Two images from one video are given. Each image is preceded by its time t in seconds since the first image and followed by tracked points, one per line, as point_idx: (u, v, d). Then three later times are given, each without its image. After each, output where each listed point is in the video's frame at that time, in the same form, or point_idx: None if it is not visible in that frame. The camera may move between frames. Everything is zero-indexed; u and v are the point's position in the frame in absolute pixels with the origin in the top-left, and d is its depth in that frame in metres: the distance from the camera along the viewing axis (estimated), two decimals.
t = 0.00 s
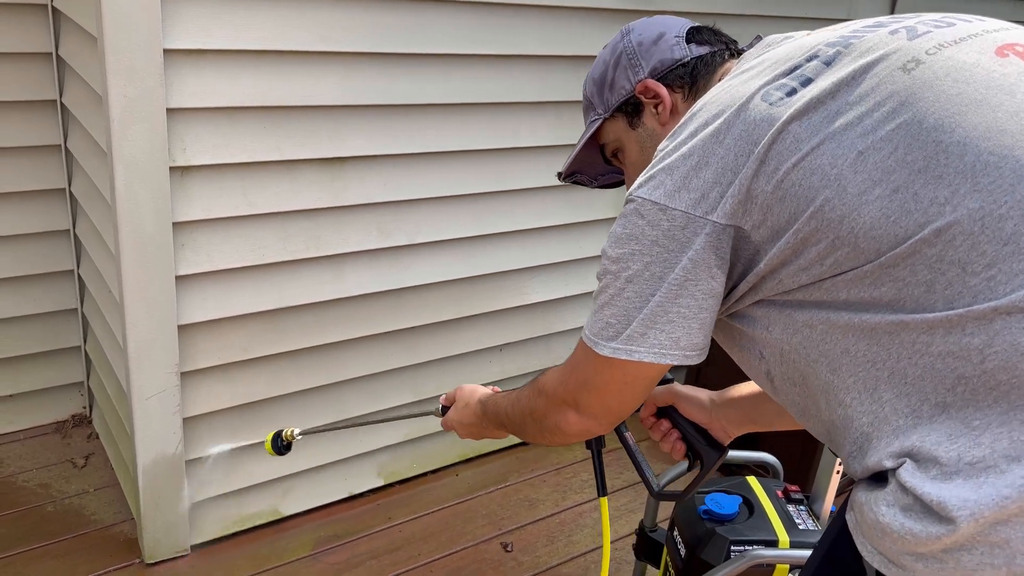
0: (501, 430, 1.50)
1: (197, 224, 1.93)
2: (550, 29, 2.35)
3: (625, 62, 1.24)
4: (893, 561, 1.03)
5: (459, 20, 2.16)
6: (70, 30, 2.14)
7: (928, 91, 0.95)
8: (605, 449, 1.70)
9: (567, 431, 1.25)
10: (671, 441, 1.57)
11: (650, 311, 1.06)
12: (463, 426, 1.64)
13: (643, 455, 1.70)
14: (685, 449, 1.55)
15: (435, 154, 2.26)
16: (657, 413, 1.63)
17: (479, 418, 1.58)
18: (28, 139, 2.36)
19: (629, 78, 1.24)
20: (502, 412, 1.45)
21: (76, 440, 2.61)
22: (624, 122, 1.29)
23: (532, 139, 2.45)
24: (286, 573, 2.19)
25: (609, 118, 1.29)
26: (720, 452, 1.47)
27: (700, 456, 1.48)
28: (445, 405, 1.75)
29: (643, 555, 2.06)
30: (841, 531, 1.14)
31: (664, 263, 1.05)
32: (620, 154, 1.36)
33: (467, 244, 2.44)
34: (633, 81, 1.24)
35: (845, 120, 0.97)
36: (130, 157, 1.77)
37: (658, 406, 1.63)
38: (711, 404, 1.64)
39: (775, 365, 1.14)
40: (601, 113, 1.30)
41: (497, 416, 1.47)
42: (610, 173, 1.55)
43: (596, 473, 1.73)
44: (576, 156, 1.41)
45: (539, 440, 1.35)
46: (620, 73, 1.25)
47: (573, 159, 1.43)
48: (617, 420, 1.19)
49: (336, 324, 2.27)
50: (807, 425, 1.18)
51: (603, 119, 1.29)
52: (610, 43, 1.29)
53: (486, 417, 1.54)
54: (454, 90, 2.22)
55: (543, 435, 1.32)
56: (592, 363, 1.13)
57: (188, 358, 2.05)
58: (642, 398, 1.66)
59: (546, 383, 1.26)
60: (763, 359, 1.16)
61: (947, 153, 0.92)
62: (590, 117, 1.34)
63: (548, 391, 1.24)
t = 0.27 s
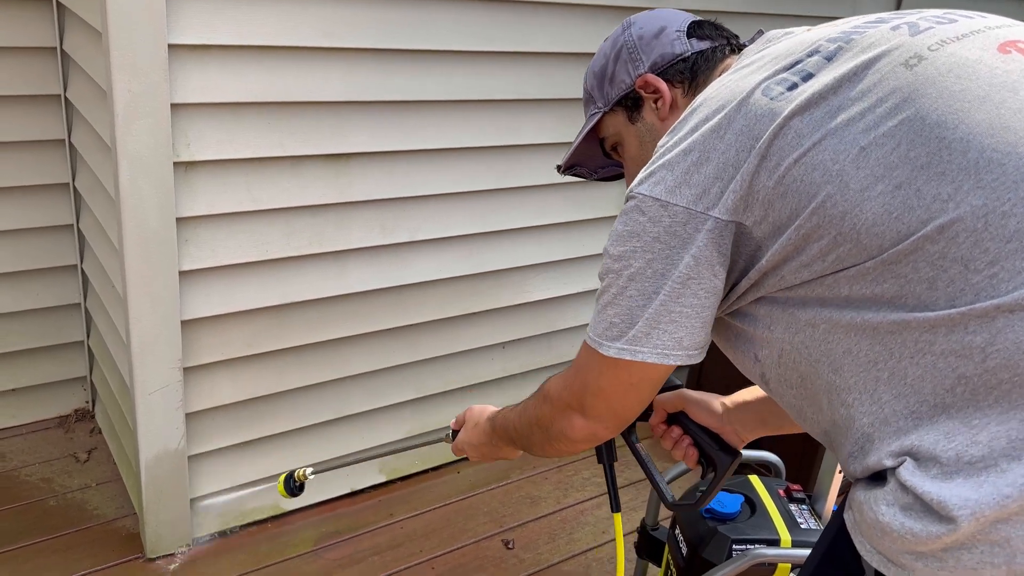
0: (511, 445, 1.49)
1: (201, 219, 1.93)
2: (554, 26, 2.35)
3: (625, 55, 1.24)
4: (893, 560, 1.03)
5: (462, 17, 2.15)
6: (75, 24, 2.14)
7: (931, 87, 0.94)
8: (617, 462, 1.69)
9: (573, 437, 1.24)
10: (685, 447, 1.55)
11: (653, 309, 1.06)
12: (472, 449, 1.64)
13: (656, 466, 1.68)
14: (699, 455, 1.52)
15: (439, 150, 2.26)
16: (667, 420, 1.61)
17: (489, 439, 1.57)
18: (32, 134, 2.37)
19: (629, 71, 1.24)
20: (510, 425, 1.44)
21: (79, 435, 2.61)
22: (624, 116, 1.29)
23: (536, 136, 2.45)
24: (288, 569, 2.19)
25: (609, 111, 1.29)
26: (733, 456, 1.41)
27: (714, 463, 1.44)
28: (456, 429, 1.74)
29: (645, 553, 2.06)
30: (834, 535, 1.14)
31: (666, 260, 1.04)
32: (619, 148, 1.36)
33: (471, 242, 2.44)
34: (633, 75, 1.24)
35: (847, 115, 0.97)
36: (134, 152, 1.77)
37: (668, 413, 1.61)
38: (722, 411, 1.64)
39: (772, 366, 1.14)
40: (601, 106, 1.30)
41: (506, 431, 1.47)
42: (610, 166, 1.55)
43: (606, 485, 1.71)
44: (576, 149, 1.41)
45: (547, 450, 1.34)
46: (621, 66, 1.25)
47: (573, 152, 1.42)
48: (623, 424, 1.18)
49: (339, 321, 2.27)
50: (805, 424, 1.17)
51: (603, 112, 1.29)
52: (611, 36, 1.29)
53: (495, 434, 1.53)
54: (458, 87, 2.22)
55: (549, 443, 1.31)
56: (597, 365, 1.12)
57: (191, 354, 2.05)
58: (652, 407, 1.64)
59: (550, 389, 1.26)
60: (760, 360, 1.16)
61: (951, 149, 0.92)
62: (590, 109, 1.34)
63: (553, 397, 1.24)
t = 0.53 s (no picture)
0: (490, 427, 1.48)
1: (205, 210, 1.93)
2: (560, 20, 2.34)
3: (629, 61, 1.23)
4: (899, 558, 1.02)
5: (468, 10, 2.15)
6: (80, 14, 2.14)
7: (941, 84, 0.94)
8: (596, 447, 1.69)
9: (564, 431, 1.24)
10: (667, 444, 1.57)
11: (656, 307, 1.05)
12: (448, 424, 1.63)
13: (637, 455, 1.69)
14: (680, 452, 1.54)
15: (444, 144, 2.25)
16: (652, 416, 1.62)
17: (467, 415, 1.56)
18: (37, 124, 2.37)
19: (632, 77, 1.22)
20: (493, 410, 1.43)
21: (82, 426, 2.62)
22: (627, 122, 1.27)
23: (541, 130, 2.44)
24: (290, 561, 2.19)
25: (612, 117, 1.27)
26: (715, 457, 1.45)
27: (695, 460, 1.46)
28: (428, 402, 1.73)
29: (646, 548, 2.06)
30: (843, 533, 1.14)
31: (670, 257, 1.04)
32: (622, 154, 1.35)
33: (475, 236, 2.44)
34: (637, 81, 1.22)
35: (855, 112, 0.97)
36: (138, 143, 1.76)
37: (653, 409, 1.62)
38: (707, 408, 1.63)
39: (779, 365, 1.13)
40: (604, 112, 1.28)
41: (487, 414, 1.46)
42: (612, 172, 1.54)
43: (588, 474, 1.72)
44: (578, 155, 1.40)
45: (532, 439, 1.34)
46: (624, 72, 1.24)
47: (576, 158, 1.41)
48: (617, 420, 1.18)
49: (343, 314, 2.27)
50: (808, 423, 1.16)
51: (606, 118, 1.28)
52: (614, 43, 1.28)
53: (475, 415, 1.52)
54: (463, 80, 2.21)
55: (539, 436, 1.31)
56: (595, 363, 1.11)
57: (194, 345, 2.05)
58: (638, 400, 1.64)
59: (543, 383, 1.25)
60: (766, 359, 1.16)
61: (959, 145, 0.91)
62: (593, 117, 1.32)
63: (546, 392, 1.23)
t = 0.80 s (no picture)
0: (512, 437, 1.47)
1: (208, 193, 1.92)
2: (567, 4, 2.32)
3: (636, 28, 1.21)
4: (902, 541, 1.00)
5: None
6: None
7: (955, 57, 0.93)
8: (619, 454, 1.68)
9: (581, 424, 1.22)
10: (692, 439, 1.55)
11: (666, 287, 1.04)
12: (470, 442, 1.62)
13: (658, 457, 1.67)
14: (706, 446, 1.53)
15: (448, 128, 2.23)
16: (673, 412, 1.60)
17: (489, 432, 1.55)
18: (41, 106, 2.36)
19: (639, 45, 1.21)
20: (511, 416, 1.42)
21: (86, 409, 2.62)
22: (633, 91, 1.26)
23: (546, 116, 2.42)
24: (292, 545, 2.19)
25: (617, 85, 1.26)
26: (743, 448, 1.44)
27: (723, 454, 1.45)
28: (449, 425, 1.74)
29: (649, 536, 2.06)
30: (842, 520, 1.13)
31: (679, 236, 1.02)
32: (627, 124, 1.33)
33: (479, 222, 2.42)
34: (644, 49, 1.21)
35: (867, 85, 0.96)
36: (141, 124, 1.76)
37: (675, 405, 1.59)
38: (730, 402, 1.61)
39: (783, 347, 1.12)
40: (610, 80, 1.27)
41: (507, 423, 1.45)
42: (616, 144, 1.53)
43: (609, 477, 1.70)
44: (582, 123, 1.39)
45: (551, 438, 1.33)
46: (631, 39, 1.22)
47: (579, 127, 1.41)
48: (632, 408, 1.17)
49: (346, 299, 2.26)
50: (813, 406, 1.15)
51: (611, 86, 1.27)
52: (622, 8, 1.26)
53: (494, 426, 1.51)
54: (468, 64, 2.19)
55: (554, 430, 1.30)
56: (606, 348, 1.10)
57: (197, 329, 2.04)
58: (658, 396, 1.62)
59: (554, 376, 1.24)
60: (770, 342, 1.14)
61: (975, 120, 0.90)
62: (598, 83, 1.31)
63: (558, 385, 1.22)
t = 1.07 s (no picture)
0: (518, 414, 1.45)
1: (215, 164, 1.90)
2: None
3: (652, 3, 1.17)
4: (929, 516, 0.97)
5: None
6: None
7: (984, 20, 0.90)
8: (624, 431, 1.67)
9: (588, 397, 1.20)
10: (694, 414, 1.53)
11: (679, 260, 1.01)
12: (475, 420, 1.60)
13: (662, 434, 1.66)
14: (706, 422, 1.51)
15: (459, 101, 2.20)
16: (676, 387, 1.59)
17: (494, 407, 1.53)
18: (47, 77, 2.33)
19: (657, 20, 1.16)
20: (517, 392, 1.40)
21: (92, 384, 2.61)
22: (650, 68, 1.22)
23: (558, 90, 2.39)
24: (299, 522, 2.18)
25: (634, 63, 1.22)
26: (744, 423, 1.41)
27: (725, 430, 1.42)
28: (455, 403, 1.72)
29: (658, 515, 2.04)
30: (861, 503, 1.10)
31: (694, 208, 0.99)
32: (645, 104, 1.29)
33: (489, 198, 2.39)
34: (661, 24, 1.16)
35: (893, 49, 0.92)
36: (147, 93, 1.73)
37: (676, 379, 1.59)
38: (734, 375, 1.59)
39: (801, 323, 1.08)
40: (626, 58, 1.23)
41: (512, 399, 1.43)
42: (633, 125, 1.50)
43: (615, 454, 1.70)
44: (598, 106, 1.36)
45: (557, 412, 1.30)
46: (647, 15, 1.18)
47: (595, 109, 1.38)
48: (640, 381, 1.14)
49: (355, 275, 2.24)
50: (831, 383, 1.12)
51: (628, 65, 1.22)
52: None
53: (500, 403, 1.49)
54: (479, 36, 2.16)
55: (560, 405, 1.27)
56: (614, 319, 1.08)
57: (204, 303, 2.02)
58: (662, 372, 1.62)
59: (563, 348, 1.21)
60: (788, 317, 1.10)
61: (1005, 81, 0.88)
62: (614, 63, 1.27)
63: (566, 357, 1.20)
